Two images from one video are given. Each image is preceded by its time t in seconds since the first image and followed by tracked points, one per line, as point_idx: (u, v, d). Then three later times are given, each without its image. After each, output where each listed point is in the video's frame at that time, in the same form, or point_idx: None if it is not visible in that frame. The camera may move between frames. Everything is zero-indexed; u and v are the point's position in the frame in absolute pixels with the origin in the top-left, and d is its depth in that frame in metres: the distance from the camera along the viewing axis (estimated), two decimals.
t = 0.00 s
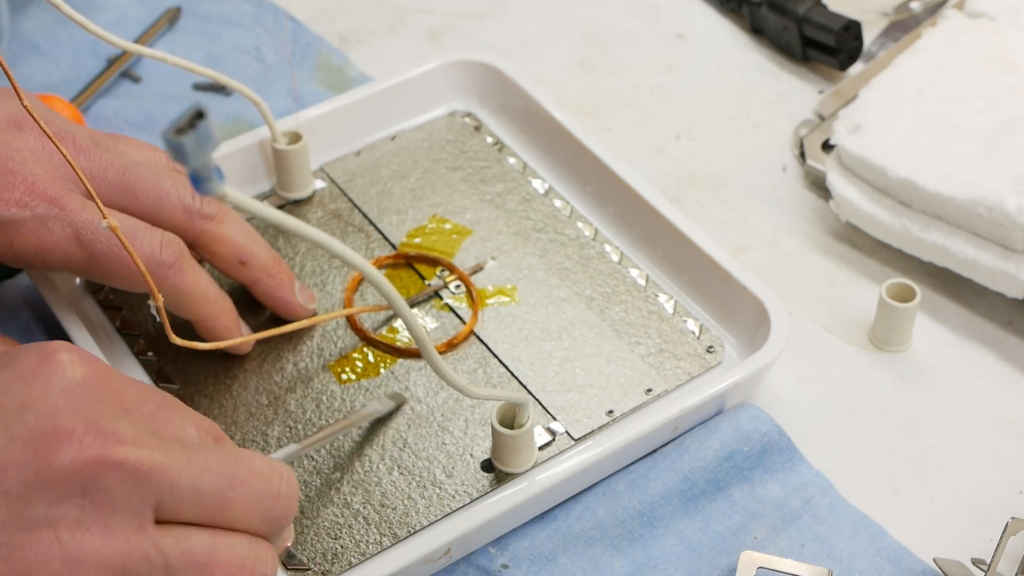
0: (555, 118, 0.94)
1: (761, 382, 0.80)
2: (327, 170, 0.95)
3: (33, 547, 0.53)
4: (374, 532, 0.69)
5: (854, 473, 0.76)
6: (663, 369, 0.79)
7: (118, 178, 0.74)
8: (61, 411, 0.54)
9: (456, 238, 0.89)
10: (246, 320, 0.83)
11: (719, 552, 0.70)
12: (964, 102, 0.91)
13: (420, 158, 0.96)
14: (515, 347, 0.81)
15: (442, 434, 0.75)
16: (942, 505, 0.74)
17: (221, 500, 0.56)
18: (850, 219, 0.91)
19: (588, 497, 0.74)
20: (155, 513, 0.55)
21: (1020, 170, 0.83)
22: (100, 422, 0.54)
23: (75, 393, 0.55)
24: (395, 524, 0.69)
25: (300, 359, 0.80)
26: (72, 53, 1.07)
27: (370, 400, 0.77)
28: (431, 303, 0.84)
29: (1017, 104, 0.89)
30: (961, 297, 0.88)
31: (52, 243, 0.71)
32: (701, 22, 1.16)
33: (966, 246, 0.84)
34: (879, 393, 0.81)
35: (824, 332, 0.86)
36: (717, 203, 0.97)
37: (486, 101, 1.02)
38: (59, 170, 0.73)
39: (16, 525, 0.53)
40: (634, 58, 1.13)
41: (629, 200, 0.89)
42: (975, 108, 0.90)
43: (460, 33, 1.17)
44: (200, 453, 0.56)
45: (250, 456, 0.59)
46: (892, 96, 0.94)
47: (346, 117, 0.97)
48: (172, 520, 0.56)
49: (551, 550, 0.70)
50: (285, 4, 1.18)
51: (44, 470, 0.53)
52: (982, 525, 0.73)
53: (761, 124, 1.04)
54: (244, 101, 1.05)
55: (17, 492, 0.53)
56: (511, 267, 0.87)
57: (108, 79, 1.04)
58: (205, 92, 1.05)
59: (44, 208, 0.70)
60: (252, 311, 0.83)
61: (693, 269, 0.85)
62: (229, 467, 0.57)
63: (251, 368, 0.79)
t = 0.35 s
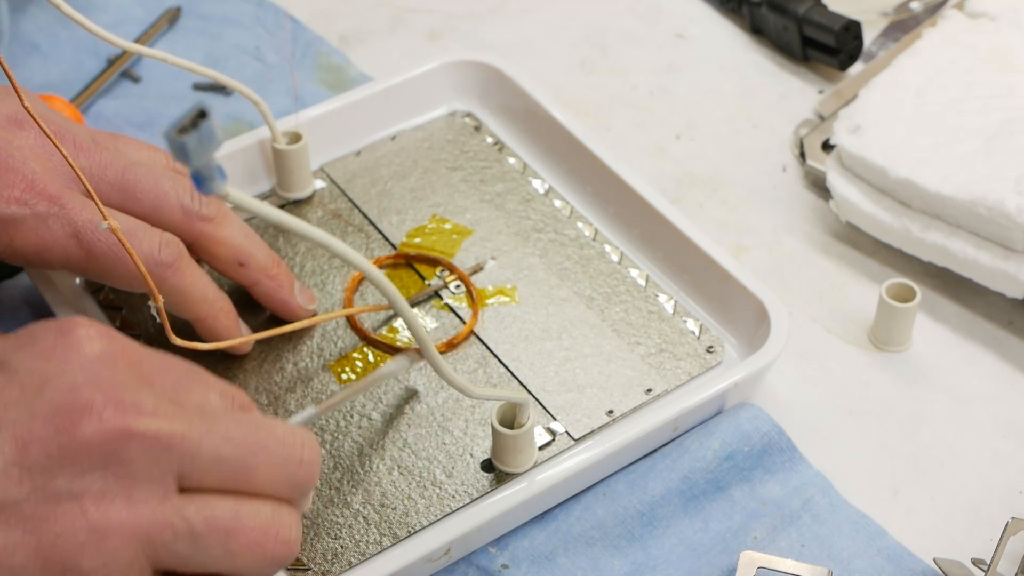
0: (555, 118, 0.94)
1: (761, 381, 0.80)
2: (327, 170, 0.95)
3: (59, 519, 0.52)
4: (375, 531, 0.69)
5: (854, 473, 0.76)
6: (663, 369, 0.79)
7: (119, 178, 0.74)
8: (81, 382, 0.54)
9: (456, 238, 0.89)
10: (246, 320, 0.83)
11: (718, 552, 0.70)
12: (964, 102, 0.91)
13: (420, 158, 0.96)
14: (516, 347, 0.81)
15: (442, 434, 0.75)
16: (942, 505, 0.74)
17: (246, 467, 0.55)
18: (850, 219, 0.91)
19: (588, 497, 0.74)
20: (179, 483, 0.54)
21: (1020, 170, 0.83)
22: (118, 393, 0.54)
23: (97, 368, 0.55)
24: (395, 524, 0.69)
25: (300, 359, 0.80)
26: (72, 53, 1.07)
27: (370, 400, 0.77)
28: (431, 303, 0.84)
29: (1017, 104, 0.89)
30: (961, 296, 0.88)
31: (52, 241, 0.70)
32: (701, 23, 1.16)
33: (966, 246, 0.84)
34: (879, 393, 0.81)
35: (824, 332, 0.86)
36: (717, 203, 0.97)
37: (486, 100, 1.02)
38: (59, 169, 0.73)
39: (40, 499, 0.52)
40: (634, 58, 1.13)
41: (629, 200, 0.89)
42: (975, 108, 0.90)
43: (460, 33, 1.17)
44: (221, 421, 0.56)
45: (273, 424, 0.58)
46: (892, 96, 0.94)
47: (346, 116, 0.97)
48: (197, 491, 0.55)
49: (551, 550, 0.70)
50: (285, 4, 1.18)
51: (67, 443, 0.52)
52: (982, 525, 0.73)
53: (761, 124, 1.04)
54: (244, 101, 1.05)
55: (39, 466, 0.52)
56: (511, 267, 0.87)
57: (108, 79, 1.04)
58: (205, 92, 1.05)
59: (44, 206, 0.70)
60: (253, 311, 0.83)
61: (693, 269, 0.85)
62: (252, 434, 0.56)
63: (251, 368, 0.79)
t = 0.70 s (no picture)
0: (555, 118, 0.94)
1: (761, 381, 0.80)
2: (327, 170, 0.95)
3: None
4: (375, 532, 0.69)
5: (854, 473, 0.76)
6: (663, 369, 0.79)
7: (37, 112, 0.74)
8: None
9: (456, 237, 0.89)
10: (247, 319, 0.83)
11: (719, 552, 0.70)
12: (964, 102, 0.91)
13: (420, 158, 0.96)
14: (516, 346, 0.81)
15: (442, 434, 0.75)
16: (942, 505, 0.74)
17: (26, 533, 0.48)
18: (850, 219, 0.91)
19: (588, 497, 0.73)
20: None
21: (1019, 170, 0.83)
22: None
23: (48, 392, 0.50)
24: (395, 524, 0.69)
25: (300, 358, 0.80)
26: (71, 53, 1.07)
27: (370, 400, 0.77)
28: (431, 302, 0.84)
29: (1017, 104, 0.89)
30: (961, 296, 0.88)
31: None
32: (701, 23, 1.16)
33: (966, 246, 0.84)
34: (879, 393, 0.81)
35: (824, 332, 0.86)
36: (717, 203, 0.97)
37: (486, 100, 1.02)
38: None
39: None
40: (634, 58, 1.12)
41: (629, 199, 0.89)
42: (974, 108, 0.90)
43: (460, 33, 1.17)
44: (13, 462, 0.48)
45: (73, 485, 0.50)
46: (892, 96, 0.94)
47: (346, 116, 0.97)
48: None
49: (550, 550, 0.70)
50: (285, 4, 1.18)
51: None
52: (982, 525, 0.73)
53: (761, 124, 1.04)
54: (244, 101, 1.05)
55: None
56: (511, 267, 0.87)
57: (108, 79, 1.04)
58: (205, 92, 1.05)
59: None
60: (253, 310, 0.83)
61: (693, 269, 0.85)
62: (34, 498, 0.48)
63: (251, 367, 0.79)
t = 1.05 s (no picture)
0: (555, 118, 0.94)
1: (761, 381, 0.80)
2: (327, 170, 0.95)
3: None
4: (375, 531, 0.69)
5: (854, 473, 0.76)
6: (663, 369, 0.79)
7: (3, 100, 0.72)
8: None
9: (456, 237, 0.89)
10: (246, 319, 0.83)
11: (718, 552, 0.70)
12: (964, 102, 0.91)
13: (420, 158, 0.96)
14: (516, 346, 0.81)
15: (442, 434, 0.75)
16: (943, 505, 0.74)
17: None
18: (850, 219, 0.91)
19: (588, 497, 0.73)
20: None
21: (1019, 170, 0.83)
22: None
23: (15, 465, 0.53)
24: (395, 524, 0.69)
25: (300, 358, 0.80)
26: (71, 53, 1.07)
27: (370, 400, 0.77)
28: (431, 302, 0.84)
29: (1017, 104, 0.89)
30: (961, 296, 0.88)
31: None
32: (701, 23, 1.16)
33: (966, 246, 0.84)
34: (879, 393, 0.81)
35: (824, 332, 0.86)
36: (717, 203, 0.97)
37: (486, 100, 1.02)
38: None
39: None
40: (634, 59, 1.12)
41: (629, 199, 0.89)
42: (974, 108, 0.90)
43: (460, 33, 1.17)
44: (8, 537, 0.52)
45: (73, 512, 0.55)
46: (891, 96, 0.94)
47: (346, 116, 0.97)
48: None
49: (550, 550, 0.70)
50: (285, 4, 1.18)
51: None
52: (982, 525, 0.73)
53: (761, 124, 1.04)
54: (244, 101, 1.05)
55: None
56: (511, 267, 0.87)
57: (108, 80, 1.04)
58: (205, 93, 1.05)
59: None
60: (252, 310, 0.83)
61: (693, 269, 0.85)
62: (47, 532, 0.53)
63: (251, 367, 0.79)
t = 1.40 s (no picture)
0: (554, 118, 0.94)
1: (762, 381, 0.80)
2: (327, 170, 0.95)
3: None
4: (375, 531, 0.69)
5: (854, 473, 0.76)
6: (663, 369, 0.79)
7: None
8: None
9: (456, 237, 0.89)
10: (246, 319, 0.83)
11: (718, 552, 0.70)
12: (964, 102, 0.91)
13: (420, 158, 0.96)
14: (516, 346, 0.81)
15: (442, 434, 0.75)
16: (942, 505, 0.74)
17: None
18: (850, 219, 0.91)
19: (588, 497, 0.73)
20: None
21: (1019, 170, 0.83)
22: None
23: None
24: (396, 524, 0.69)
25: (300, 358, 0.80)
26: (71, 53, 1.07)
27: (370, 400, 0.77)
28: (431, 302, 0.84)
29: (1017, 104, 0.89)
30: (961, 296, 0.88)
31: None
32: (701, 23, 1.16)
33: (966, 245, 0.84)
34: (879, 393, 0.81)
35: (824, 332, 0.86)
36: (717, 203, 0.97)
37: (486, 101, 1.02)
38: None
39: None
40: (634, 59, 1.12)
41: (628, 199, 0.89)
42: (974, 108, 0.90)
43: (460, 33, 1.17)
44: None
45: None
46: (891, 96, 0.94)
47: (346, 116, 0.97)
48: None
49: (550, 550, 0.70)
50: (285, 4, 1.18)
51: None
52: (982, 525, 0.73)
53: (761, 124, 1.04)
54: (245, 101, 1.05)
55: None
56: (511, 267, 0.87)
57: (109, 79, 1.04)
58: (205, 93, 1.05)
59: None
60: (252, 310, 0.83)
61: (692, 269, 0.85)
62: None
63: (251, 367, 0.79)
